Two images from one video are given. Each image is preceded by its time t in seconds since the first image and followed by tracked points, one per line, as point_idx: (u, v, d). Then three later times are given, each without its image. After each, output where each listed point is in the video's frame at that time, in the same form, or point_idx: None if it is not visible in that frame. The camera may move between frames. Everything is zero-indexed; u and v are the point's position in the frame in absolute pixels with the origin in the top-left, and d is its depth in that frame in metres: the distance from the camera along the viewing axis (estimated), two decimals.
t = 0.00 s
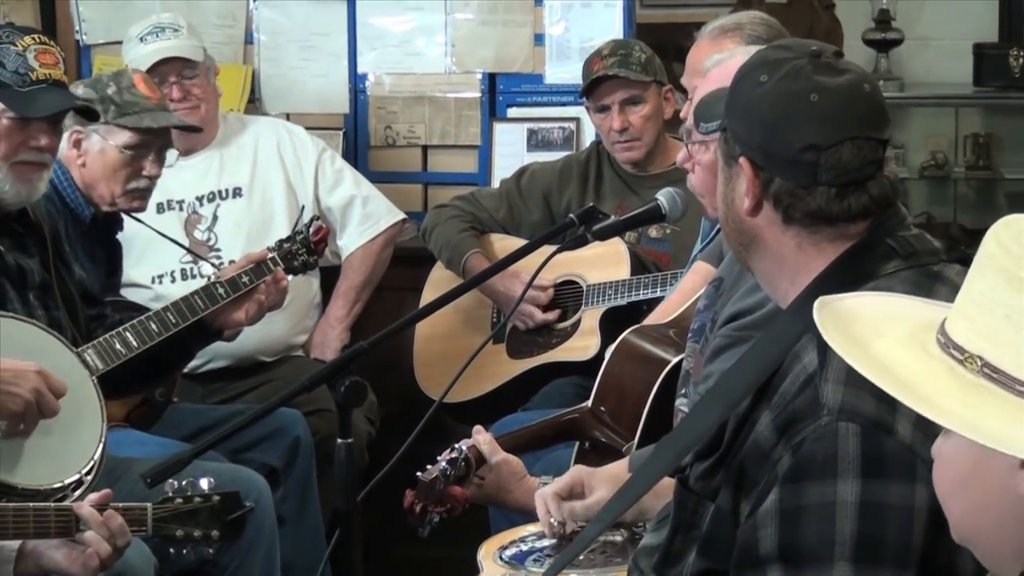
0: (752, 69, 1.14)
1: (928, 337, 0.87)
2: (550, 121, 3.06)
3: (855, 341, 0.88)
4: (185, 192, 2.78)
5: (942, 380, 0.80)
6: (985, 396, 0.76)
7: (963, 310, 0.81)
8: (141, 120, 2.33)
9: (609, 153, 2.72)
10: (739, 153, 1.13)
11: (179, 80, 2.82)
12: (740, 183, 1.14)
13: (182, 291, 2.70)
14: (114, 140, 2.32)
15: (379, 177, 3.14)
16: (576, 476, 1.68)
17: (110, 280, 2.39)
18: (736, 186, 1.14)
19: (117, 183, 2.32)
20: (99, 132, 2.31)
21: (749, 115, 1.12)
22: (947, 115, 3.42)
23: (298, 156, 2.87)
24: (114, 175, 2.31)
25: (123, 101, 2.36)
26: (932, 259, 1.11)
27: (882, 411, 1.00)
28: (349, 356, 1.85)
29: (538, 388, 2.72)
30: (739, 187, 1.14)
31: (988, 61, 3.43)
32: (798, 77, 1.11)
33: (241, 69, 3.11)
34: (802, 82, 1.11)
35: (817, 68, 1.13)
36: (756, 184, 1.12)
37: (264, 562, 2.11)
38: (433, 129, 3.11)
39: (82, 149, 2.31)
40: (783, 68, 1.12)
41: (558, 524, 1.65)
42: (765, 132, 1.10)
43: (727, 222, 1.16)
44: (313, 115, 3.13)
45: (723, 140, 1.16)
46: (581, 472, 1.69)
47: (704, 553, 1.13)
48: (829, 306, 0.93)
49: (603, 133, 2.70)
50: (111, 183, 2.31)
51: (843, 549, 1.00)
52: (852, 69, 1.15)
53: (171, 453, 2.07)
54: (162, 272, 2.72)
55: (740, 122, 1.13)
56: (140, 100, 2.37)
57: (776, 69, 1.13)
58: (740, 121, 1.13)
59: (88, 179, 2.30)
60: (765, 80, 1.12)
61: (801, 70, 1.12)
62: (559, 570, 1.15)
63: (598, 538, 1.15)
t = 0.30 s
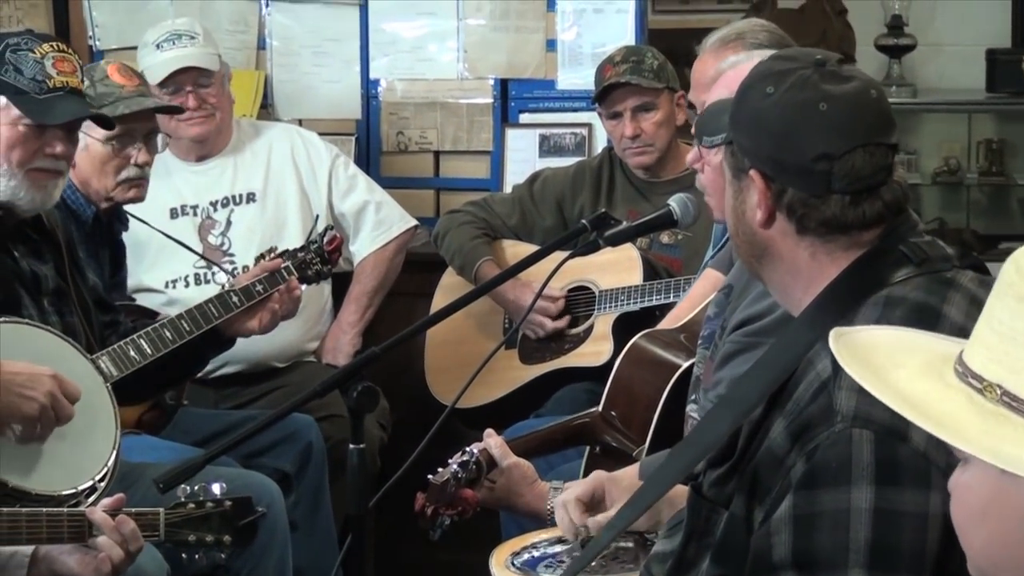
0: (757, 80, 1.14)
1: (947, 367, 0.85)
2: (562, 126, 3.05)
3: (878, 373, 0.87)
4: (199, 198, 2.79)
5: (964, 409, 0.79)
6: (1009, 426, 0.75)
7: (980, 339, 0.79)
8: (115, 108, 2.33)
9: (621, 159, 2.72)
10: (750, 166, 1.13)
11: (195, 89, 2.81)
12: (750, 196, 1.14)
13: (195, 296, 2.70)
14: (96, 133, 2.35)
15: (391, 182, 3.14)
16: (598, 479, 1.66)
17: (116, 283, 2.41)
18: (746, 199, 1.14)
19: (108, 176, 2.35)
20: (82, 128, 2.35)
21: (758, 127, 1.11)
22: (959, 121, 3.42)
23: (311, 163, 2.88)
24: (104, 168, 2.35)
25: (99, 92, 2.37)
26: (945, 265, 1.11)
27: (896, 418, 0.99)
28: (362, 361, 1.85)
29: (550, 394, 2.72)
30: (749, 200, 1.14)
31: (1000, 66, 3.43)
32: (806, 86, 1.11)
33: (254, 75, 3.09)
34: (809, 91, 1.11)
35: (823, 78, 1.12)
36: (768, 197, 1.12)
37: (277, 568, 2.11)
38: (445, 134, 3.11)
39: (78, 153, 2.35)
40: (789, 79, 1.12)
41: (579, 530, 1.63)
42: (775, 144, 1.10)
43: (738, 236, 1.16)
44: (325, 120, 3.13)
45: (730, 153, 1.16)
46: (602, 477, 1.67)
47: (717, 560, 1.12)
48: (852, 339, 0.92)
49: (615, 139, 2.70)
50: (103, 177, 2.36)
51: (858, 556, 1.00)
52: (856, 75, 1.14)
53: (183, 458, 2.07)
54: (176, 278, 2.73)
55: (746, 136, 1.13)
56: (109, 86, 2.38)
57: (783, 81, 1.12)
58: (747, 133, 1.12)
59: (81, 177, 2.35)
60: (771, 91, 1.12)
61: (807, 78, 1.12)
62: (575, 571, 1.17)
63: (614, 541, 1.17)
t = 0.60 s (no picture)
0: (817, 69, 1.12)
1: (987, 399, 0.82)
2: (576, 130, 3.05)
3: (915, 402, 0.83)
4: (213, 201, 2.80)
5: (1004, 442, 0.75)
6: None
7: None
8: (132, 112, 2.33)
9: (634, 163, 2.71)
10: (804, 156, 1.11)
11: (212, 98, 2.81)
12: (798, 185, 1.12)
13: (208, 300, 2.71)
14: (114, 137, 2.35)
15: (405, 187, 3.15)
16: (605, 490, 1.68)
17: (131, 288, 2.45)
18: (793, 188, 1.12)
19: (126, 179, 2.35)
20: (99, 133, 2.35)
21: (819, 116, 1.10)
22: (974, 125, 3.39)
23: (325, 166, 2.88)
24: (122, 172, 2.35)
25: (116, 97, 2.37)
26: (961, 271, 1.10)
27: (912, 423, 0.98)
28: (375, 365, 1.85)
29: (563, 398, 2.72)
30: (798, 189, 1.12)
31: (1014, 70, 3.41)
32: (873, 81, 1.11)
33: (267, 77, 3.10)
34: (877, 86, 1.11)
35: (883, 74, 1.13)
36: (823, 185, 1.10)
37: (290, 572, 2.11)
38: (458, 139, 3.11)
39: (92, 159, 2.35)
40: (853, 73, 1.11)
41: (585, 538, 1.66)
42: (844, 134, 1.09)
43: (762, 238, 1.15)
44: (338, 126, 3.12)
45: (769, 142, 1.14)
46: (612, 488, 1.69)
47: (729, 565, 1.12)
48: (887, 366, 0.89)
49: (628, 143, 2.69)
50: (119, 182, 2.35)
51: (871, 562, 0.99)
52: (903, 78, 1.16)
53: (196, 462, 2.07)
54: (189, 281, 2.73)
55: (803, 125, 1.11)
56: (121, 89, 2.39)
57: (846, 73, 1.11)
58: (805, 122, 1.10)
59: (98, 181, 2.35)
60: (836, 82, 1.10)
61: (870, 73, 1.12)
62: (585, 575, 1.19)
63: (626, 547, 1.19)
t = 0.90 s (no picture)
0: (838, 76, 1.11)
1: None
2: (592, 135, 3.05)
3: (951, 421, 0.75)
4: (231, 205, 2.80)
5: None
6: None
7: None
8: (150, 116, 2.36)
9: (648, 168, 2.71)
10: (827, 165, 1.10)
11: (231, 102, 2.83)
12: (820, 194, 1.11)
13: (226, 304, 2.72)
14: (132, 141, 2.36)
15: (421, 191, 3.15)
16: (630, 491, 1.68)
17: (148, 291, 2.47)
18: (815, 197, 1.11)
19: (142, 182, 2.36)
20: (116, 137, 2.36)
21: (842, 126, 1.09)
22: (993, 130, 3.42)
23: (342, 171, 2.89)
24: (138, 175, 2.36)
25: (134, 100, 2.39)
26: (980, 276, 1.09)
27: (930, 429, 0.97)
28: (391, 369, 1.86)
29: (579, 402, 2.71)
30: (822, 198, 1.11)
31: None
32: (894, 87, 1.10)
33: (284, 82, 3.08)
34: (899, 92, 1.10)
35: (904, 79, 1.12)
36: (847, 195, 1.10)
37: None
38: (474, 143, 3.12)
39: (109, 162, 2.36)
40: (874, 78, 1.11)
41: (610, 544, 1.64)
42: (867, 143, 1.08)
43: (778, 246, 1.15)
44: (357, 130, 3.13)
45: (789, 151, 1.13)
46: (635, 491, 1.69)
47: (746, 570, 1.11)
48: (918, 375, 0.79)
49: (641, 148, 2.69)
50: (136, 187, 2.36)
51: (890, 567, 0.97)
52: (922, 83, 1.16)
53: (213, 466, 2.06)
54: (207, 285, 2.74)
55: (826, 135, 1.10)
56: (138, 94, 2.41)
57: (868, 79, 1.10)
58: (827, 130, 1.10)
59: (115, 185, 2.35)
60: (857, 89, 1.10)
61: (890, 79, 1.11)
62: None
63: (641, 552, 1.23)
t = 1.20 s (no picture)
0: (879, 74, 1.09)
1: None
2: (608, 136, 3.06)
3: (963, 430, 0.66)
4: (251, 207, 2.81)
5: None
6: None
7: None
8: (168, 118, 2.37)
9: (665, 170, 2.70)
10: (859, 163, 1.09)
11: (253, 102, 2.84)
12: (849, 191, 1.10)
13: (245, 303, 2.73)
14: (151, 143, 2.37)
15: (438, 192, 3.15)
16: (639, 499, 1.67)
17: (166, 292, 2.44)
18: (844, 195, 1.10)
19: (161, 184, 2.37)
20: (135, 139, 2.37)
21: (877, 124, 1.07)
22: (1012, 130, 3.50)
23: (361, 173, 2.91)
24: (156, 176, 2.37)
25: (153, 102, 2.40)
26: (998, 278, 1.08)
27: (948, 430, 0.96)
28: (406, 370, 1.86)
29: (595, 403, 2.71)
30: (850, 196, 1.10)
31: None
32: (932, 89, 1.09)
33: (301, 82, 3.09)
34: (937, 95, 1.09)
35: (941, 82, 1.11)
36: (877, 191, 1.08)
37: None
38: (491, 145, 3.12)
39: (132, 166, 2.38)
40: (913, 79, 1.09)
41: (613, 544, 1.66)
42: (902, 142, 1.07)
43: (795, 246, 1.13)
44: (370, 131, 3.13)
45: (819, 147, 1.11)
46: (644, 495, 1.68)
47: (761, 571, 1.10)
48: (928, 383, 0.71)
49: (657, 150, 2.68)
50: (155, 188, 2.38)
51: (907, 569, 0.97)
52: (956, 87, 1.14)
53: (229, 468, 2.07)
54: (225, 285, 2.75)
55: (858, 132, 1.08)
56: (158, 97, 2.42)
57: (906, 79, 1.09)
58: (861, 127, 1.08)
59: (134, 185, 2.37)
60: (894, 89, 1.08)
61: (927, 81, 1.09)
62: None
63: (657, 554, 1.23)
